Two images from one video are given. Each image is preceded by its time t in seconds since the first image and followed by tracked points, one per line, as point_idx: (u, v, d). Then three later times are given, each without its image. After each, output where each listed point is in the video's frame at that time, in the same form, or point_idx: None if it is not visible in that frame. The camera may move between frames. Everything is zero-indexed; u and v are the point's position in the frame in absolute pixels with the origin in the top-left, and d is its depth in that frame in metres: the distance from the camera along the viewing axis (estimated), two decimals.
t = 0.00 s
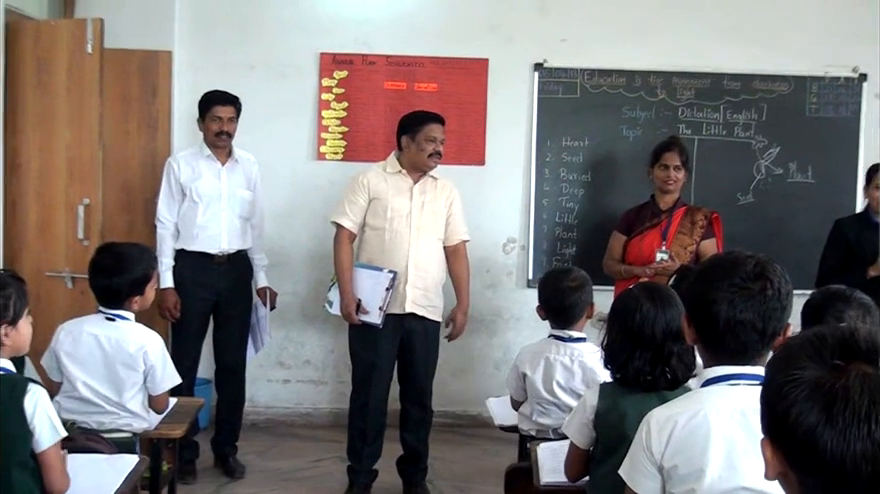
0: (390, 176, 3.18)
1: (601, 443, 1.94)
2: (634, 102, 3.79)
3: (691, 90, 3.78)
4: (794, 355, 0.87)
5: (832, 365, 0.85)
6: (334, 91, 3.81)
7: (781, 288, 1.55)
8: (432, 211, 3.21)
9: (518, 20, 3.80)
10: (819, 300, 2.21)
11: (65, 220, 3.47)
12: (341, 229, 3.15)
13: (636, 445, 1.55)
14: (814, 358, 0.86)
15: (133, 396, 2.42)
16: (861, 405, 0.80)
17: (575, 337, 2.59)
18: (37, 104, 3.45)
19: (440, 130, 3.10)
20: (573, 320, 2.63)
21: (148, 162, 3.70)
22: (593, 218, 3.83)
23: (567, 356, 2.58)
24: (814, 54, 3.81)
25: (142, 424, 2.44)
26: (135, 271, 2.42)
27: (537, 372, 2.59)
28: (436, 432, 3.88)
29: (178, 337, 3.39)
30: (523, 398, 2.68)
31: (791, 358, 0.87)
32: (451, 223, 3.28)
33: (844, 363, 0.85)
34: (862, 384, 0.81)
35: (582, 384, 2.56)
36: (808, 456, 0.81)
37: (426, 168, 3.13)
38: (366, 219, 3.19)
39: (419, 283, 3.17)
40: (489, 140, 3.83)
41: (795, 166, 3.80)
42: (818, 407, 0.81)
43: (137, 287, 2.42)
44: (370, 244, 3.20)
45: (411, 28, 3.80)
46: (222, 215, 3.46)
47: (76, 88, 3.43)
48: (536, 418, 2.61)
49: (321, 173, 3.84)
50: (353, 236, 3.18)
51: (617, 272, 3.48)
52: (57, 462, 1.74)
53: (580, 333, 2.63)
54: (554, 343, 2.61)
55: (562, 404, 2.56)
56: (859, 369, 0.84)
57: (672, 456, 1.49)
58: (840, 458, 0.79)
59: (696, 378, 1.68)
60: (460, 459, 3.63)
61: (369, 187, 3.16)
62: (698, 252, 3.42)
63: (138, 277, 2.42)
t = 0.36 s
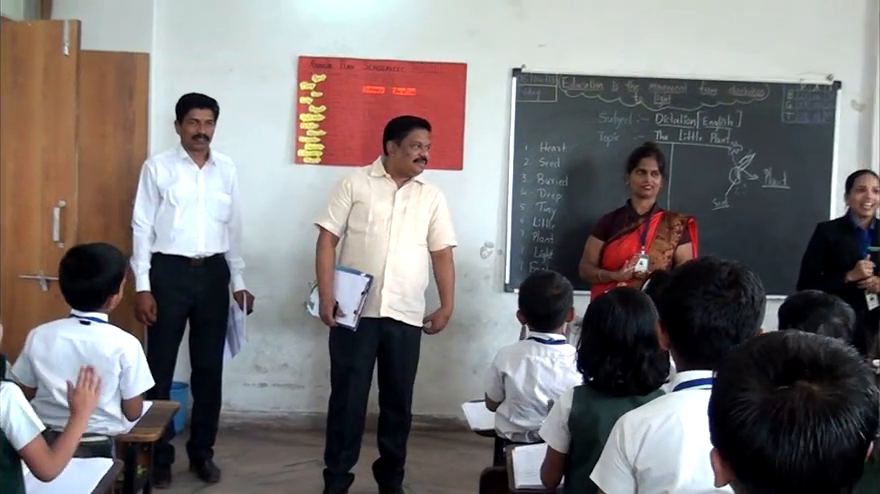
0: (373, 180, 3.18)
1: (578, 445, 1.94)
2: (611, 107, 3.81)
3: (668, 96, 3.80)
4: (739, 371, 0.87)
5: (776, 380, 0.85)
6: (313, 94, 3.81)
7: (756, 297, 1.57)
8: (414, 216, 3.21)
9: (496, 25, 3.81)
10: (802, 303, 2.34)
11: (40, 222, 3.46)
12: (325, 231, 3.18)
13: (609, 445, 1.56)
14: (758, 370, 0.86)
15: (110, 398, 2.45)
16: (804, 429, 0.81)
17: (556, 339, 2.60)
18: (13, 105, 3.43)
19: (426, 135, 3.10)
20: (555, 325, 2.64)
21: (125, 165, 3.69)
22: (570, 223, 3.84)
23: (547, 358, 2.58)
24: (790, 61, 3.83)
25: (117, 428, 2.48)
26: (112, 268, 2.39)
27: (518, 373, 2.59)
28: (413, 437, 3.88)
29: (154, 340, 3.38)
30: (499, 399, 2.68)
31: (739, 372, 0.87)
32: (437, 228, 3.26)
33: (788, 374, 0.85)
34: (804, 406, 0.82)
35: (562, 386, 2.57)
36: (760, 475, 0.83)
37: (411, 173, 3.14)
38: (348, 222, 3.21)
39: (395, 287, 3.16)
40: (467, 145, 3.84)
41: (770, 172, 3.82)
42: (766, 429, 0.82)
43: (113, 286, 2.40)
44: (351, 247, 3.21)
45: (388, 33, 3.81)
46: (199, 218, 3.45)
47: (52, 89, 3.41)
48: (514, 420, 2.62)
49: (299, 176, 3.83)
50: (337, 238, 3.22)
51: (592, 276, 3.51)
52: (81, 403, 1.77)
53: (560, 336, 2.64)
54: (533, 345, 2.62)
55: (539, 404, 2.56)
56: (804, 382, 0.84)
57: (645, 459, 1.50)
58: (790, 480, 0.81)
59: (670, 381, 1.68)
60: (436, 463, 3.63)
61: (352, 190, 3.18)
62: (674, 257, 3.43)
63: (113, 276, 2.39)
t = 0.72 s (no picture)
0: (358, 184, 3.18)
1: (549, 450, 1.94)
2: (584, 112, 3.83)
3: (641, 101, 3.83)
4: (683, 377, 0.90)
5: (718, 384, 0.88)
6: (287, 98, 3.80)
7: (728, 301, 1.60)
8: (395, 223, 3.18)
9: (470, 30, 3.83)
10: (772, 308, 2.35)
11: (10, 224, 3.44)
12: (308, 232, 3.21)
13: (582, 449, 1.62)
14: (701, 375, 0.89)
15: (74, 404, 2.40)
16: (748, 429, 0.84)
17: (530, 344, 2.61)
18: None
19: (412, 142, 3.09)
20: (530, 329, 2.65)
21: (97, 169, 3.67)
22: (543, 227, 3.86)
23: (523, 364, 2.59)
24: (761, 67, 3.86)
25: (86, 432, 2.44)
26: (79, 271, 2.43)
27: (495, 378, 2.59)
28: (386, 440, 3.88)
29: (128, 344, 3.36)
30: (475, 408, 2.66)
31: (683, 379, 0.90)
32: (422, 234, 3.22)
33: (730, 377, 0.88)
34: (747, 407, 0.85)
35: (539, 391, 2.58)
36: (708, 479, 0.86)
37: (397, 179, 3.13)
38: (331, 225, 3.21)
39: (368, 293, 3.13)
40: (441, 150, 3.85)
41: (742, 176, 3.85)
42: (711, 432, 0.85)
43: (81, 290, 2.43)
44: (329, 250, 3.21)
45: (362, 37, 3.81)
46: (172, 221, 3.44)
47: (23, 92, 3.39)
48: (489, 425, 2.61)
49: (272, 180, 3.83)
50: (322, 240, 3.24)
51: (565, 279, 3.52)
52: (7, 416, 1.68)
53: (536, 341, 2.63)
54: (511, 350, 2.62)
55: (517, 410, 2.54)
56: (746, 383, 0.87)
57: (616, 461, 1.57)
58: (737, 481, 0.84)
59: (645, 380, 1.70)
60: (410, 467, 3.63)
61: (334, 193, 3.20)
62: (647, 261, 3.44)
63: (83, 280, 2.43)
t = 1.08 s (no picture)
0: (337, 187, 3.19)
1: (529, 450, 1.93)
2: (562, 114, 3.84)
3: (618, 103, 3.84)
4: (654, 375, 0.92)
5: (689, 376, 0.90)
6: (265, 100, 3.79)
7: (704, 300, 1.60)
8: (371, 226, 3.17)
9: (448, 33, 3.83)
10: (751, 308, 2.36)
11: None
12: (287, 232, 3.23)
13: (560, 451, 1.62)
14: (671, 371, 0.91)
15: (50, 410, 2.38)
16: (722, 416, 0.86)
17: (510, 347, 2.61)
18: None
19: (394, 147, 3.09)
20: (509, 332, 2.64)
21: (74, 173, 3.65)
22: (522, 229, 3.86)
23: (503, 369, 2.59)
24: (738, 69, 3.88)
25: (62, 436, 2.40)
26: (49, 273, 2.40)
27: (475, 383, 2.59)
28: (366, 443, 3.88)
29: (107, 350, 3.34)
30: (456, 411, 2.67)
31: (654, 377, 0.92)
32: (401, 239, 3.21)
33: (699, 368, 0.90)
34: (719, 396, 0.87)
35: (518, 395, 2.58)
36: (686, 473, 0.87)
37: (377, 183, 3.13)
38: (310, 226, 3.23)
39: (339, 292, 3.12)
40: (420, 153, 3.85)
41: (719, 179, 3.87)
42: (685, 423, 0.87)
43: (51, 293, 2.40)
44: (306, 251, 3.21)
45: (340, 40, 3.81)
46: (153, 226, 3.42)
47: None
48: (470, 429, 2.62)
49: (251, 183, 3.82)
50: (301, 241, 3.27)
51: (542, 281, 3.53)
52: None
53: (515, 344, 2.63)
54: (490, 354, 2.62)
55: (498, 415, 2.56)
56: (715, 372, 0.89)
57: (595, 463, 1.56)
58: (714, 470, 0.85)
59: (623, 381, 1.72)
60: (389, 470, 3.63)
61: (314, 194, 3.21)
62: (625, 263, 3.46)
63: (52, 281, 2.40)
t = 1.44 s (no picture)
0: (299, 189, 3.20)
1: (507, 452, 1.93)
2: (540, 114, 3.84)
3: (596, 104, 3.85)
4: (640, 373, 0.95)
5: (674, 383, 0.93)
6: (243, 101, 3.79)
7: (678, 299, 1.60)
8: (334, 225, 3.16)
9: (426, 34, 3.83)
10: (725, 308, 2.37)
11: None
12: (255, 238, 3.25)
13: (539, 451, 1.61)
14: (655, 372, 0.94)
15: (28, 406, 2.40)
16: (703, 432, 0.90)
17: (490, 347, 2.61)
18: None
19: (352, 145, 3.11)
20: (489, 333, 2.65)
21: (50, 175, 3.64)
22: (501, 230, 3.87)
23: (484, 369, 2.59)
24: (715, 69, 3.90)
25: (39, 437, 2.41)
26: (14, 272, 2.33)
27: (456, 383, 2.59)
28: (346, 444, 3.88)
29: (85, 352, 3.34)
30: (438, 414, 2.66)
31: (639, 375, 0.95)
32: (365, 235, 3.20)
33: (686, 377, 0.93)
34: (703, 411, 0.91)
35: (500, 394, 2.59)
36: (659, 473, 0.92)
37: (338, 181, 3.15)
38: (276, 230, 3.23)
39: (308, 291, 3.12)
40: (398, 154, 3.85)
41: (697, 178, 3.89)
42: (667, 432, 0.91)
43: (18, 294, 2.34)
44: (275, 254, 3.21)
45: (318, 41, 3.80)
46: (131, 227, 3.40)
47: None
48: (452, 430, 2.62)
49: (229, 184, 3.81)
50: (270, 246, 3.27)
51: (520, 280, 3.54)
52: None
53: (494, 345, 2.63)
54: (470, 354, 2.61)
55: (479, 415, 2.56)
56: (701, 385, 0.93)
57: (573, 463, 1.56)
58: (687, 477, 0.91)
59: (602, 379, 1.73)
60: (369, 471, 3.63)
61: (277, 198, 3.22)
62: (603, 262, 3.47)
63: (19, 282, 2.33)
